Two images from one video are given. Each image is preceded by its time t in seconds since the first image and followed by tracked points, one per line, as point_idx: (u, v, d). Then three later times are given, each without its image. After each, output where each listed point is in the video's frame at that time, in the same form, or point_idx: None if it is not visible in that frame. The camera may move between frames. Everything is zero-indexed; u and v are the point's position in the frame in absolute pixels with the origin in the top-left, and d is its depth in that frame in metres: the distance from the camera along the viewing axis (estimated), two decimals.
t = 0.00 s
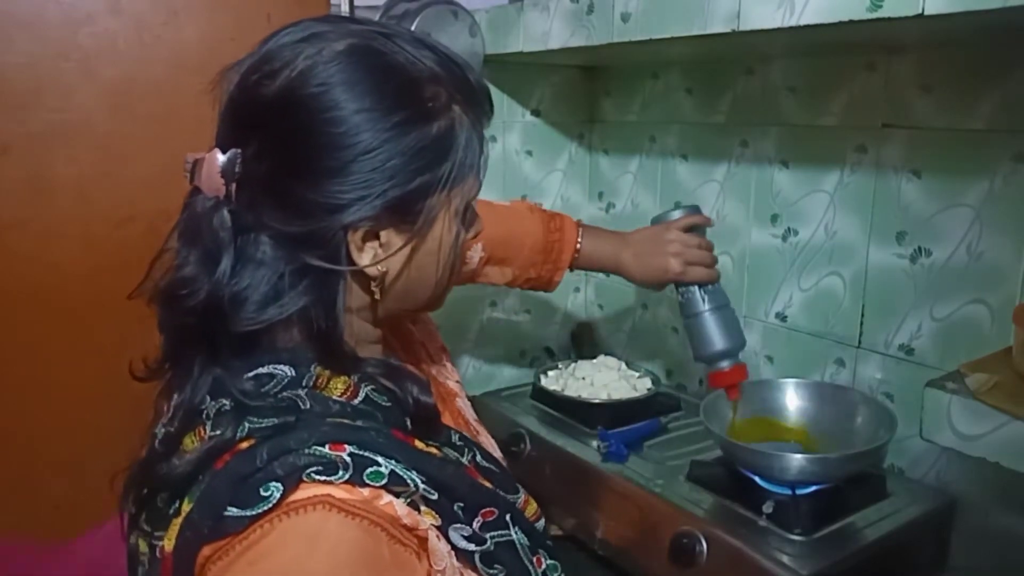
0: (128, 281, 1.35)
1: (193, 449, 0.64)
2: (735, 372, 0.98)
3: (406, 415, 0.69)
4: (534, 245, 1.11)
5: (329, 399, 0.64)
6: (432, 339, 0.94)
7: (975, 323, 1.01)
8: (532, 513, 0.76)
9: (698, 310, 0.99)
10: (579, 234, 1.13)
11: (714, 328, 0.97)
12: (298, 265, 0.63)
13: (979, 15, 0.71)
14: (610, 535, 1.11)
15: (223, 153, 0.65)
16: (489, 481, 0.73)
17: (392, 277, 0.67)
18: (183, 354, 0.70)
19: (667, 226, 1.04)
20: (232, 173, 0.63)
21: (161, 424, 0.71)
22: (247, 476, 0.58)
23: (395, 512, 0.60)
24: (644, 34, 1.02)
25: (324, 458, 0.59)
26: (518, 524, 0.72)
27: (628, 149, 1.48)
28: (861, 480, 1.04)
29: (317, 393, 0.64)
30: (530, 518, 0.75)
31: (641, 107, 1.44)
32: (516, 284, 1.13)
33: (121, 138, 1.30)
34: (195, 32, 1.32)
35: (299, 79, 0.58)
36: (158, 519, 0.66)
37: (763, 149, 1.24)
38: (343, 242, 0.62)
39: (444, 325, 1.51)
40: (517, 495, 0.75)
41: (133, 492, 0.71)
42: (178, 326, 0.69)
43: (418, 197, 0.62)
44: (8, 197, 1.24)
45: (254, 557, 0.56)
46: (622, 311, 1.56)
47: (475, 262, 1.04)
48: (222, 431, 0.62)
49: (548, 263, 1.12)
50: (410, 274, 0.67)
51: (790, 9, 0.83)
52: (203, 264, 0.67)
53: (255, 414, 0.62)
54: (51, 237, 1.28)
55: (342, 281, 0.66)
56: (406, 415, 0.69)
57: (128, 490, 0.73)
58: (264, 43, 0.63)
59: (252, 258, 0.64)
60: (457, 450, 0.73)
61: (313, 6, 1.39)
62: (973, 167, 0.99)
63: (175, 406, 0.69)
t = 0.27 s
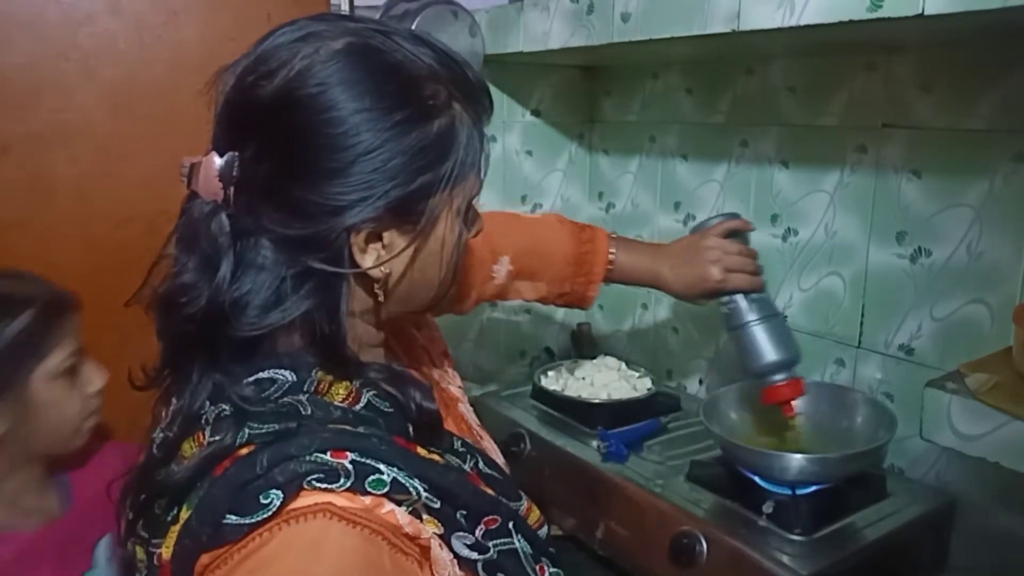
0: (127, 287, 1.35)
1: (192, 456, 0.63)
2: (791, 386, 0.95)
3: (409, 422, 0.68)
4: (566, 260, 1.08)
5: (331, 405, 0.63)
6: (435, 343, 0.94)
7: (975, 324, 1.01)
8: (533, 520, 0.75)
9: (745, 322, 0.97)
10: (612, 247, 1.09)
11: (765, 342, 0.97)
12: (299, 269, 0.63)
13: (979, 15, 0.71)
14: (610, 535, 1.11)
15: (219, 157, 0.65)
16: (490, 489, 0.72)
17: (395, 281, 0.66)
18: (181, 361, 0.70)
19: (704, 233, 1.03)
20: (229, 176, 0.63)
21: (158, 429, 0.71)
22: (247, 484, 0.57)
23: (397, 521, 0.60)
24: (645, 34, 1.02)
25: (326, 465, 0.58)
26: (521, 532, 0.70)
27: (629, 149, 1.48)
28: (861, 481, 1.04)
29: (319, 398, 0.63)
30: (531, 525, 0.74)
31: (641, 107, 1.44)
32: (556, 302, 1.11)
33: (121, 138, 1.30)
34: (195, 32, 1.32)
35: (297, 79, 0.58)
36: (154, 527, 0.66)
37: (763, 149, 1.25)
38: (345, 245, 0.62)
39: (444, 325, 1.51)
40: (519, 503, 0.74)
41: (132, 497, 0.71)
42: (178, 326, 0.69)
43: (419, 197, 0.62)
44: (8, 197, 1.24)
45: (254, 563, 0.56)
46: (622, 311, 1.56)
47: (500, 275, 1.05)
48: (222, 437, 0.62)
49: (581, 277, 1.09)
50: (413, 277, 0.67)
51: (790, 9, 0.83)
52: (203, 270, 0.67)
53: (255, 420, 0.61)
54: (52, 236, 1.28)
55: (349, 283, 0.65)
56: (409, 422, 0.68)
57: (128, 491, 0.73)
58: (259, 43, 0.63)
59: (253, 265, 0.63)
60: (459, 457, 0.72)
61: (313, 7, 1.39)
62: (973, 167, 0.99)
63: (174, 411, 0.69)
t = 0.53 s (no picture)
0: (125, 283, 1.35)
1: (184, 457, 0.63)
2: (819, 358, 0.93)
3: (409, 427, 0.67)
4: (590, 262, 1.09)
5: (327, 408, 0.62)
6: (439, 347, 0.94)
7: (975, 323, 1.01)
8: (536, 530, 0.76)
9: (766, 301, 0.96)
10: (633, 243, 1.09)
11: (787, 318, 0.95)
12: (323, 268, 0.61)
13: (979, 15, 0.71)
14: (610, 535, 1.11)
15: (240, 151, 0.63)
16: (493, 496, 0.72)
17: (413, 282, 0.66)
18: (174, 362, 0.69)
19: (720, 221, 1.03)
20: (250, 172, 0.62)
21: (155, 429, 0.71)
22: (239, 488, 0.57)
23: (392, 529, 0.59)
24: (645, 34, 1.02)
25: (320, 470, 0.57)
26: (522, 542, 0.70)
27: (629, 149, 1.48)
28: (861, 481, 1.04)
29: (316, 401, 0.62)
30: (532, 533, 0.74)
31: (641, 107, 1.44)
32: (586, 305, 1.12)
33: (121, 138, 1.30)
34: (194, 32, 1.32)
35: (327, 78, 0.58)
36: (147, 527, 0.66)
37: (763, 149, 1.24)
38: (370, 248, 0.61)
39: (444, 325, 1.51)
40: (522, 512, 0.75)
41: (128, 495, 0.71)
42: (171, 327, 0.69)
43: (441, 197, 0.62)
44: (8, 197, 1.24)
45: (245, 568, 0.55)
46: (622, 311, 1.56)
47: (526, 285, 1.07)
48: (215, 440, 0.61)
49: (606, 277, 1.09)
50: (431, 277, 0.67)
51: (790, 9, 0.83)
52: (217, 271, 0.65)
53: (250, 422, 0.60)
54: (51, 236, 1.28)
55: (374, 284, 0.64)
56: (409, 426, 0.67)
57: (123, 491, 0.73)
58: (277, 45, 0.63)
59: (275, 261, 0.61)
60: (460, 464, 0.71)
61: (313, 7, 1.39)
62: (974, 167, 0.99)
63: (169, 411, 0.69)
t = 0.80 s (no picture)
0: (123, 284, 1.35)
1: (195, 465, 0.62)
2: (796, 356, 0.95)
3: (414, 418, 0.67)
4: (561, 266, 1.08)
5: (337, 407, 0.62)
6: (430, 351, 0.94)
7: (975, 323, 1.01)
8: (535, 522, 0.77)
9: (741, 304, 0.97)
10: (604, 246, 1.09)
11: (763, 318, 0.96)
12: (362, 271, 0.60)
13: (978, 15, 0.71)
14: (610, 535, 1.11)
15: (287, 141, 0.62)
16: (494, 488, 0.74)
17: (436, 291, 0.67)
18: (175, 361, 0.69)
19: (685, 229, 1.05)
20: (293, 166, 0.61)
21: (155, 436, 0.70)
22: (262, 489, 0.57)
23: (414, 521, 0.59)
24: (645, 34, 1.02)
25: (341, 466, 0.57)
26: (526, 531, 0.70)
27: (628, 149, 1.48)
28: (861, 481, 1.04)
29: (326, 401, 0.62)
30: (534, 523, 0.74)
31: (640, 107, 1.44)
32: (551, 314, 1.10)
33: (121, 138, 1.30)
34: (194, 32, 1.32)
35: (383, 82, 0.58)
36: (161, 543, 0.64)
37: (763, 148, 1.24)
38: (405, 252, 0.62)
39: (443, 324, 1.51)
40: (521, 504, 0.76)
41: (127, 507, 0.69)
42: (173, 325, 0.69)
43: (468, 210, 0.63)
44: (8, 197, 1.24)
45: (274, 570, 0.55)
46: (622, 311, 1.56)
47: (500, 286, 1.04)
48: (226, 444, 0.61)
49: (575, 282, 1.09)
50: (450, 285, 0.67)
51: (790, 9, 0.83)
52: (261, 264, 0.63)
53: (265, 426, 0.60)
54: (51, 237, 1.28)
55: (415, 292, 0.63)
56: (415, 424, 0.67)
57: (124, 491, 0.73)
58: (320, 43, 0.62)
59: (324, 264, 0.60)
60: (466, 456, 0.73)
61: (313, 7, 1.39)
62: (974, 167, 0.99)
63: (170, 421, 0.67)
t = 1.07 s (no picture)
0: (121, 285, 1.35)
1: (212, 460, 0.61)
2: (800, 354, 0.94)
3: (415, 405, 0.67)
4: (554, 273, 1.11)
5: (344, 391, 0.61)
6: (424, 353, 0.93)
7: (976, 323, 1.01)
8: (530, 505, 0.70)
9: (740, 305, 0.96)
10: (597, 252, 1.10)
11: (763, 319, 0.95)
12: (341, 260, 0.61)
13: (978, 15, 0.71)
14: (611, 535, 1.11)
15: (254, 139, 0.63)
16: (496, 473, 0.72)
17: (417, 280, 0.66)
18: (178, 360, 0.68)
19: (677, 233, 1.07)
20: (268, 162, 0.61)
21: (161, 439, 0.70)
22: (295, 470, 0.56)
23: (436, 482, 0.59)
24: (645, 34, 1.02)
25: (366, 433, 0.58)
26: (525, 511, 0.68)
27: (628, 149, 1.48)
28: (861, 481, 1.04)
29: (333, 386, 0.61)
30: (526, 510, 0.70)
31: (640, 107, 1.44)
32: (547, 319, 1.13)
33: (122, 137, 1.30)
34: (194, 32, 1.32)
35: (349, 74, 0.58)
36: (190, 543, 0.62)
37: (763, 148, 1.25)
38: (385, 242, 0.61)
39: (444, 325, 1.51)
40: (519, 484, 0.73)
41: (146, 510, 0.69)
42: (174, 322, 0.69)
43: (445, 198, 0.63)
44: (8, 197, 1.24)
45: (329, 548, 0.54)
46: (622, 311, 1.56)
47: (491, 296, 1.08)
48: (244, 435, 0.60)
49: (568, 287, 1.11)
50: (432, 274, 0.67)
51: (790, 9, 0.83)
52: (236, 256, 0.65)
53: (281, 412, 0.60)
54: (51, 237, 1.28)
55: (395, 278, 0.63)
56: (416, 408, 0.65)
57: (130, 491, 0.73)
58: (292, 41, 0.63)
59: (304, 256, 0.61)
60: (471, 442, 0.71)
61: (313, 7, 1.39)
62: (974, 167, 0.99)
63: (178, 421, 0.67)
